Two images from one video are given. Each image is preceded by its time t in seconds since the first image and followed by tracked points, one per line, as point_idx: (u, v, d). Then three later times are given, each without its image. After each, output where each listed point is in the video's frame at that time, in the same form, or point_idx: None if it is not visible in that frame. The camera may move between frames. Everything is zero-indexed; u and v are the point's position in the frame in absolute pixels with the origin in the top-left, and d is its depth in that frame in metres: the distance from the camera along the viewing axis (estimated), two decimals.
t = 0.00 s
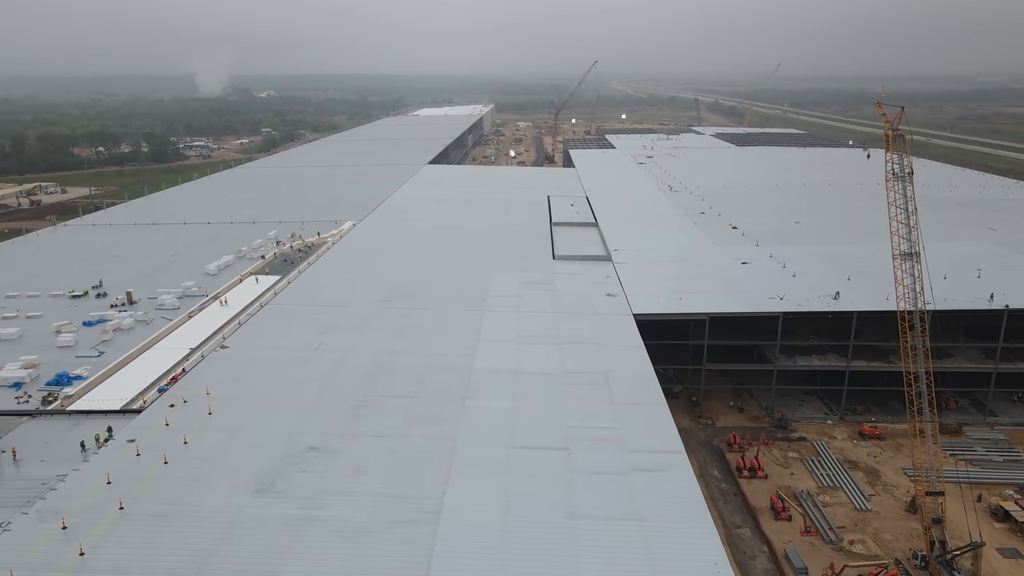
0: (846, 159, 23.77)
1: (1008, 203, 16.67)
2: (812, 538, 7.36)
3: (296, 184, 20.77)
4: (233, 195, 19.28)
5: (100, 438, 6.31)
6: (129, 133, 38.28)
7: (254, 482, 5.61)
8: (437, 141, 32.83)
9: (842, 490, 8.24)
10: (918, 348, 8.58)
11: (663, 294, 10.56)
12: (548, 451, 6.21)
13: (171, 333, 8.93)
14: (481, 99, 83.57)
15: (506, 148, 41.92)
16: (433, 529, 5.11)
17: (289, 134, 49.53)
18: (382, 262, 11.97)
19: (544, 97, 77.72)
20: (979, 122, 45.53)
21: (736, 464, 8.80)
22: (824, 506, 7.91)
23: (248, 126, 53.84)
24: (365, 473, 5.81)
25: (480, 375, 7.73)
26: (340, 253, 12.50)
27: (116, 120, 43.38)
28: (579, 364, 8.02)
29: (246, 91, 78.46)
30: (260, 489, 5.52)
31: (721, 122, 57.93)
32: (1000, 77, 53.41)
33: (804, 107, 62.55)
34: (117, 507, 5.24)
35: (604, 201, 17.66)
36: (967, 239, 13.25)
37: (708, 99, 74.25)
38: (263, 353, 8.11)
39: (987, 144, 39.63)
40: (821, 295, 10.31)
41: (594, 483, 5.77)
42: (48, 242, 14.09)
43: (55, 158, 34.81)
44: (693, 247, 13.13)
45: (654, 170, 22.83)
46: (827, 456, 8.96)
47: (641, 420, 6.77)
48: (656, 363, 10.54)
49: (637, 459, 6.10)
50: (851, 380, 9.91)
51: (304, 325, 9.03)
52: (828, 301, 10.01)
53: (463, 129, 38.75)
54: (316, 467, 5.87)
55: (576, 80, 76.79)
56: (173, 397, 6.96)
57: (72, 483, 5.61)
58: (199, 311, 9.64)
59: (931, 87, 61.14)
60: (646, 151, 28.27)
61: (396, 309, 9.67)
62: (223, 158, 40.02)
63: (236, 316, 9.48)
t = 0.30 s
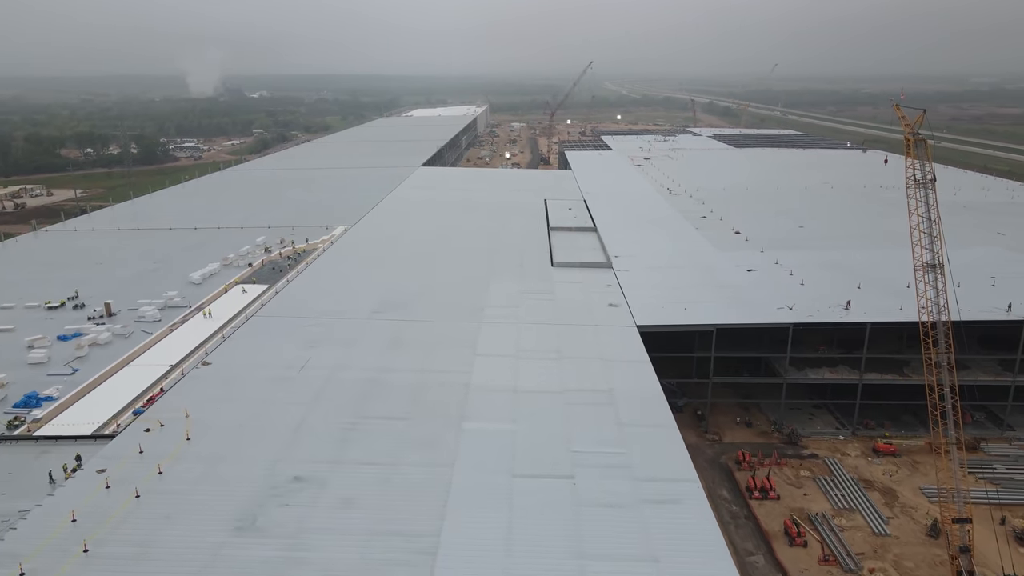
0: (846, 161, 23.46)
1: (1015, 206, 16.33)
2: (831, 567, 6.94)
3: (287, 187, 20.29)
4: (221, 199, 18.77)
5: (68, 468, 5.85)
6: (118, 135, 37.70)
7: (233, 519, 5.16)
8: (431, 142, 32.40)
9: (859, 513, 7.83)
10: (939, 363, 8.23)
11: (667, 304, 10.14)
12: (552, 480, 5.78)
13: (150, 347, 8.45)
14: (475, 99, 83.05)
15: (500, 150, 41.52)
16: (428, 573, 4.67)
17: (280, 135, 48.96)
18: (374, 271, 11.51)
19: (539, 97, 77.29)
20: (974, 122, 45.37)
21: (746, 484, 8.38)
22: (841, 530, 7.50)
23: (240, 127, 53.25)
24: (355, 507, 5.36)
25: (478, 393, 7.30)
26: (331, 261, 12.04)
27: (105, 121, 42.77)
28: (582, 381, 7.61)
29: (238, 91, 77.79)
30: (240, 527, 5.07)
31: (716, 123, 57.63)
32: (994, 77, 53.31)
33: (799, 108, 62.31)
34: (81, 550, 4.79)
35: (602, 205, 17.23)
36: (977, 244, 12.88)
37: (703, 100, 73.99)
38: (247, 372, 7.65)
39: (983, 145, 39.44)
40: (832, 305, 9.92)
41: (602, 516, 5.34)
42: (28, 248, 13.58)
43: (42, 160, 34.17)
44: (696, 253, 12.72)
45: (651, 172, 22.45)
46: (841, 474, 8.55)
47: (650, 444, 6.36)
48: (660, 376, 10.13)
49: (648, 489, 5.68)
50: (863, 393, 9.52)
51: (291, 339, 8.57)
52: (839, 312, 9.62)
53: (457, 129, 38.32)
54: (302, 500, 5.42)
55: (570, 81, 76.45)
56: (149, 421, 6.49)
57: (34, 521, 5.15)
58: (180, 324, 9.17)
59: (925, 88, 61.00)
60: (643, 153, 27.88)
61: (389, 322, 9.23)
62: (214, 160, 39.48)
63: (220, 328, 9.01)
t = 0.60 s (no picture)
0: (846, 163, 23.12)
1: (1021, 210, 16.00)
2: None
3: (277, 191, 19.81)
4: (208, 203, 18.26)
5: (28, 503, 5.40)
6: (105, 136, 37.07)
7: (205, 562, 4.72)
8: (424, 143, 31.93)
9: (875, 537, 7.43)
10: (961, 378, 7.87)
11: (670, 315, 9.72)
12: (554, 513, 5.36)
13: (125, 364, 7.99)
14: (469, 99, 82.56)
15: (494, 151, 41.08)
16: None
17: (272, 136, 48.38)
18: (364, 279, 11.05)
19: (533, 98, 76.86)
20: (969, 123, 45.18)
21: (755, 506, 7.97)
22: (858, 557, 7.09)
23: (231, 127, 52.63)
24: (340, 546, 4.92)
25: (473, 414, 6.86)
26: (319, 269, 11.57)
27: (93, 121, 42.11)
28: (584, 400, 7.18)
29: (229, 91, 77.14)
30: (212, 571, 4.63)
31: (711, 124, 57.30)
32: (989, 78, 53.20)
33: (794, 108, 62.05)
34: None
35: (599, 209, 16.80)
36: (986, 250, 12.52)
37: (697, 100, 73.72)
38: (227, 391, 7.19)
39: (979, 146, 39.22)
40: (842, 316, 9.52)
41: (608, 555, 4.92)
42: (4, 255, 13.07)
43: (28, 161, 33.54)
44: (697, 260, 12.31)
45: (649, 175, 22.06)
46: (855, 495, 8.15)
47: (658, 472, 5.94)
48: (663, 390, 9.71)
49: (657, 523, 5.26)
50: (875, 409, 9.13)
51: (275, 355, 8.11)
52: (850, 323, 9.21)
53: (450, 131, 37.86)
54: (281, 538, 4.98)
55: (565, 82, 76.07)
56: (119, 449, 6.04)
57: None
58: (159, 338, 8.70)
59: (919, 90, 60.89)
60: (639, 154, 27.46)
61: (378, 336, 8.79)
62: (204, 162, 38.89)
63: (200, 343, 8.55)
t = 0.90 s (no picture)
0: (847, 166, 22.78)
1: None
2: None
3: (266, 194, 19.33)
4: (194, 207, 17.75)
5: None
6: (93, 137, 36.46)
7: None
8: (418, 145, 31.48)
9: (893, 565, 7.00)
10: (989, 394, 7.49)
11: (672, 327, 9.31)
12: (554, 552, 4.93)
13: (97, 382, 7.52)
14: (463, 99, 82.00)
15: (489, 152, 40.63)
16: None
17: (264, 137, 47.82)
18: (354, 289, 10.59)
19: (528, 99, 76.43)
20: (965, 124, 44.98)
21: (765, 531, 7.53)
22: None
23: (222, 128, 52.02)
24: None
25: (467, 440, 6.44)
26: (306, 277, 11.12)
27: (81, 123, 41.47)
28: (585, 423, 6.76)
29: (221, 92, 76.45)
30: None
31: (707, 125, 56.97)
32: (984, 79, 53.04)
33: (789, 108, 61.77)
34: None
35: (597, 213, 16.37)
36: (997, 257, 12.15)
37: (692, 101, 73.43)
38: (203, 415, 6.73)
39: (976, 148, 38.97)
40: (852, 327, 9.11)
41: None
42: None
43: (14, 163, 32.89)
44: (698, 267, 11.90)
45: (646, 177, 21.68)
46: (869, 518, 7.72)
47: (667, 505, 5.52)
48: (665, 405, 9.29)
49: (667, 565, 4.85)
50: (888, 425, 8.73)
51: (257, 373, 7.67)
52: (861, 335, 8.81)
53: (445, 132, 37.41)
54: None
55: (559, 82, 75.70)
56: (83, 482, 5.59)
57: None
58: (134, 353, 8.24)
59: (914, 91, 60.71)
60: (636, 156, 27.07)
61: (367, 352, 8.35)
62: (194, 163, 38.30)
63: (178, 359, 8.09)
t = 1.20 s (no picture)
0: (847, 168, 22.46)
1: None
2: None
3: (255, 197, 18.86)
4: (180, 211, 17.25)
5: None
6: (81, 139, 35.90)
7: None
8: (411, 146, 31.04)
9: None
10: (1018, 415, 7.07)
11: (675, 339, 8.89)
12: None
13: (64, 403, 7.06)
14: (458, 99, 81.43)
15: (483, 154, 40.21)
16: None
17: (256, 138, 47.31)
18: (342, 299, 10.14)
19: (523, 100, 75.94)
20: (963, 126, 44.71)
21: (775, 558, 7.10)
22: None
23: (213, 129, 51.47)
24: None
25: (460, 467, 6.01)
26: (292, 287, 10.67)
27: (69, 125, 40.88)
28: (586, 447, 6.34)
29: (213, 92, 75.71)
30: None
31: (703, 126, 56.61)
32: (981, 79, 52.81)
33: (785, 109, 61.44)
34: None
35: (594, 218, 15.95)
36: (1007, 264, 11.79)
37: (688, 102, 73.08)
38: (177, 439, 6.29)
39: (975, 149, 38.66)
40: (865, 339, 8.71)
41: None
42: None
43: None
44: (701, 274, 11.49)
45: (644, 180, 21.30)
46: (886, 544, 7.30)
47: (678, 541, 5.11)
48: (667, 421, 8.87)
49: None
50: (902, 443, 8.32)
51: (236, 391, 7.23)
52: (874, 348, 8.41)
53: (439, 133, 37.02)
54: None
55: (554, 83, 75.37)
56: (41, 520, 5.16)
57: None
58: (107, 370, 7.78)
59: (910, 92, 60.47)
60: (633, 158, 26.65)
61: (354, 368, 7.91)
62: (184, 165, 37.77)
63: (153, 375, 7.64)
